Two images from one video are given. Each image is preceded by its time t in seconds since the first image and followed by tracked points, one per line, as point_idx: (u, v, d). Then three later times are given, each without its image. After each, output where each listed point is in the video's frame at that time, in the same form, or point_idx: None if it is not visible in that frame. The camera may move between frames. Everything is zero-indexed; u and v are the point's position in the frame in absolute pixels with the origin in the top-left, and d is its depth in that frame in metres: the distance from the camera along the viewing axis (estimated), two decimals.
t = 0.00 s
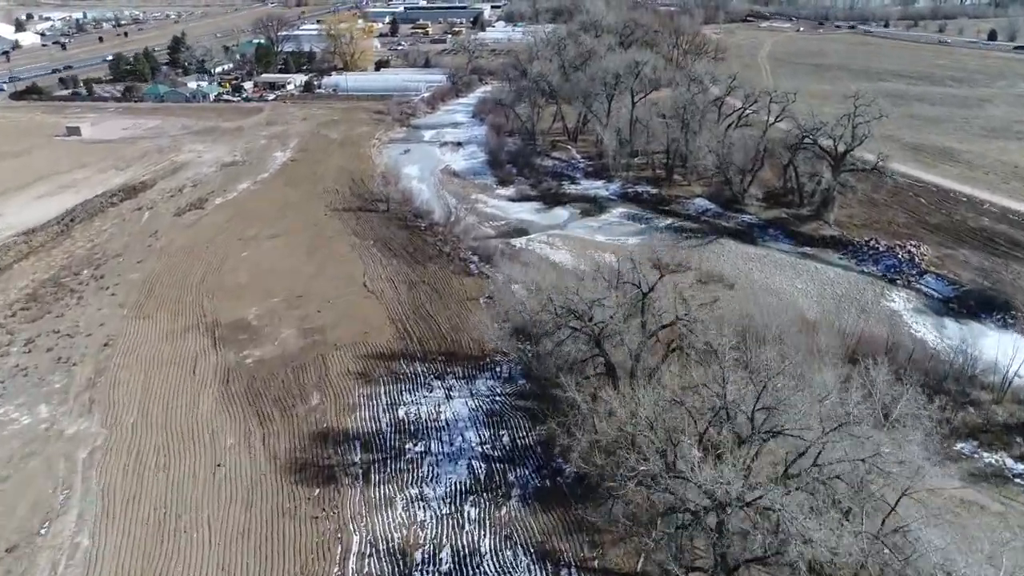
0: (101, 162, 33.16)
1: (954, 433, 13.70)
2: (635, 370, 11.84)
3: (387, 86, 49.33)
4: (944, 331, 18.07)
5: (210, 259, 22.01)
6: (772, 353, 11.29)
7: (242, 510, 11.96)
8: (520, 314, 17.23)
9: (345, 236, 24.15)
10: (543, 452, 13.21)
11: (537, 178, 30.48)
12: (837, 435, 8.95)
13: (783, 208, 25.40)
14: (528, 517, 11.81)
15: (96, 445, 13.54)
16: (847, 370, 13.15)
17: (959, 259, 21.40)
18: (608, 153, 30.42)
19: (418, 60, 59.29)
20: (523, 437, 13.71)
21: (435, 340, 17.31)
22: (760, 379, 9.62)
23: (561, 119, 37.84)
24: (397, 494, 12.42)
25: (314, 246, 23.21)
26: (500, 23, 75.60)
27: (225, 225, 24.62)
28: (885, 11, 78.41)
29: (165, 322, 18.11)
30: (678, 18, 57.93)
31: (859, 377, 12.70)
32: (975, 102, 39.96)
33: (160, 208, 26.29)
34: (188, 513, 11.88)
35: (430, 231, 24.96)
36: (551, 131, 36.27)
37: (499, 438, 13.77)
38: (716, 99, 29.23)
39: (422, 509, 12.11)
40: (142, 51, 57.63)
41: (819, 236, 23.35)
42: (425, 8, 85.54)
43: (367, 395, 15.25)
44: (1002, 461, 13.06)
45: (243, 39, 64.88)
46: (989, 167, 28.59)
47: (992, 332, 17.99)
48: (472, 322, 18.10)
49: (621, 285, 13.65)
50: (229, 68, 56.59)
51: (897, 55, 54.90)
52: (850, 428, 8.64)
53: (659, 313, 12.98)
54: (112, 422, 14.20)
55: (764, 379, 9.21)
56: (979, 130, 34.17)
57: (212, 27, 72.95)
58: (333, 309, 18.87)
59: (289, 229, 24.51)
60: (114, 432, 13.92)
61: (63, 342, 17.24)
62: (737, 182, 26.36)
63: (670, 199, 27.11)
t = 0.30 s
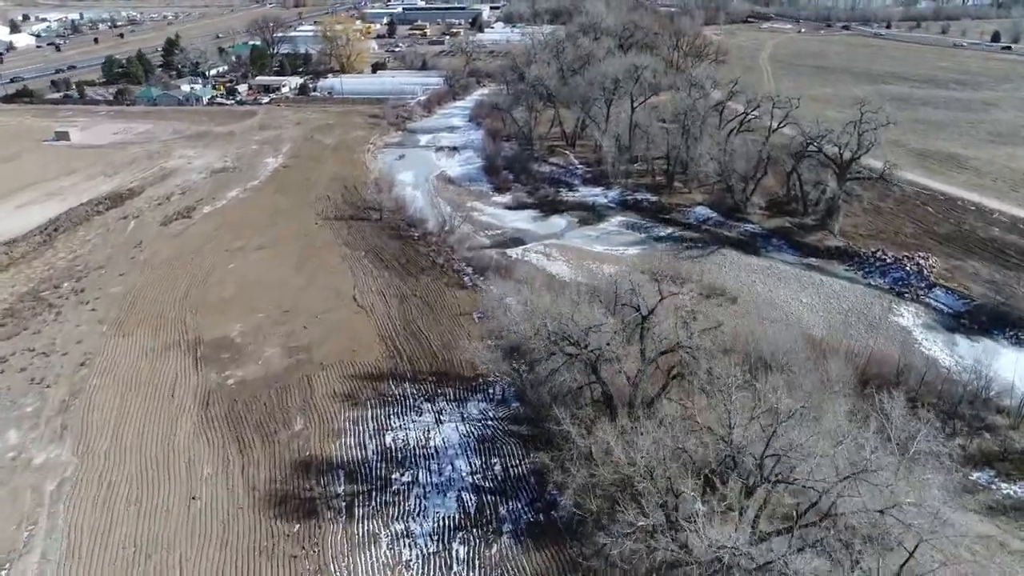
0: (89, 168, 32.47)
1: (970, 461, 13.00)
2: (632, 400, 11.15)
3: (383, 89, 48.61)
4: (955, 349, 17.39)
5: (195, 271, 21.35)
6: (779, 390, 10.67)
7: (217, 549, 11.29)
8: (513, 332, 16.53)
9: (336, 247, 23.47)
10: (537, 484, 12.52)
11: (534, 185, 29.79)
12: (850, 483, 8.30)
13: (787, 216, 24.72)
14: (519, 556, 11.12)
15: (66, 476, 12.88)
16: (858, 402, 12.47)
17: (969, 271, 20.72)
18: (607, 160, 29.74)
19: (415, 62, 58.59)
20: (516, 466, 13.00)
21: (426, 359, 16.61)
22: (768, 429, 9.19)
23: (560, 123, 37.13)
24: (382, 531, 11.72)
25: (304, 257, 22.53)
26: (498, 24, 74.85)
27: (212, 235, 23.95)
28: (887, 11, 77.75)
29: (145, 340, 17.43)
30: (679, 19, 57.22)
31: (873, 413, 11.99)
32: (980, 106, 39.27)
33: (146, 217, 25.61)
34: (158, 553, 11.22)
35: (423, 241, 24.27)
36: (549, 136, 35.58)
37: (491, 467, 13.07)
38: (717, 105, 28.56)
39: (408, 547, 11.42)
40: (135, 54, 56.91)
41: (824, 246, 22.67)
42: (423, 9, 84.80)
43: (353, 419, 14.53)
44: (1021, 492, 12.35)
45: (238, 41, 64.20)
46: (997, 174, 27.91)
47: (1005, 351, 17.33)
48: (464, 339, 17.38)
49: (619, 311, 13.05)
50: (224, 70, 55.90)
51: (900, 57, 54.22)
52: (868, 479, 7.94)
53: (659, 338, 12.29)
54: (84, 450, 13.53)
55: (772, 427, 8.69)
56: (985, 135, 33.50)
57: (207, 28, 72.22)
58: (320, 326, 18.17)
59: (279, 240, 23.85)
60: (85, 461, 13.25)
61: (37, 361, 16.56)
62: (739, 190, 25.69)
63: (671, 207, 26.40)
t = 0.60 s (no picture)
0: (77, 174, 31.77)
1: (988, 493, 12.30)
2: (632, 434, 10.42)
3: (379, 91, 47.87)
4: (968, 369, 16.70)
5: (180, 283, 20.65)
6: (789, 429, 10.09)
7: None
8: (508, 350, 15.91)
9: (327, 257, 22.78)
10: (530, 518, 11.82)
11: (532, 192, 29.09)
12: (869, 541, 7.81)
13: (791, 226, 24.04)
14: None
15: (34, 510, 12.25)
16: (870, 440, 11.81)
17: (980, 284, 20.04)
18: (606, 166, 29.04)
19: (412, 64, 57.88)
20: (508, 498, 12.31)
21: (416, 378, 15.91)
22: (780, 481, 8.72)
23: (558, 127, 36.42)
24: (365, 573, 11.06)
25: (292, 268, 21.83)
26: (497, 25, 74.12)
27: (199, 245, 23.26)
28: (888, 12, 77.14)
29: (124, 359, 16.75)
30: (679, 21, 56.53)
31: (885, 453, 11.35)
32: (986, 110, 38.59)
33: (132, 226, 24.92)
34: None
35: (417, 251, 23.55)
36: (547, 141, 34.87)
37: (482, 499, 12.37)
38: (718, 110, 27.87)
39: None
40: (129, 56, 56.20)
41: (830, 257, 21.96)
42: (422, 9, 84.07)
43: (339, 445, 13.84)
44: None
45: (234, 43, 63.50)
46: (1006, 181, 27.21)
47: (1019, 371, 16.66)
48: (457, 357, 16.65)
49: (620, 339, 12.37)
50: (219, 72, 55.19)
51: (903, 59, 53.54)
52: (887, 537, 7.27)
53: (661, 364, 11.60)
54: (54, 481, 12.89)
55: (786, 481, 8.19)
56: (992, 140, 32.83)
57: (203, 30, 71.54)
58: (307, 343, 17.48)
59: (267, 250, 23.15)
60: (55, 493, 12.62)
61: (11, 381, 15.89)
62: (742, 198, 25.02)
63: (671, 216, 25.70)
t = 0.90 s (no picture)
0: (63, 181, 31.07)
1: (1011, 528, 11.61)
2: (632, 477, 9.73)
3: (375, 95, 47.13)
4: (981, 389, 16.01)
5: (163, 297, 19.95)
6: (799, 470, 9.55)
7: None
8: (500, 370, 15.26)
9: (317, 269, 22.10)
10: (523, 558, 11.14)
11: (529, 199, 28.42)
12: None
13: (795, 236, 23.38)
14: None
15: None
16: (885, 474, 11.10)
17: (992, 299, 19.38)
18: (605, 173, 28.37)
19: (409, 65, 57.22)
20: (501, 535, 11.62)
21: (406, 402, 15.22)
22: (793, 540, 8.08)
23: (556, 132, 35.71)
24: None
25: (281, 281, 21.14)
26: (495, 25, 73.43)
27: (186, 256, 22.59)
28: (889, 13, 76.52)
29: (101, 380, 16.06)
30: (679, 22, 55.85)
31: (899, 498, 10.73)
32: (991, 113, 37.93)
33: (117, 236, 24.23)
34: None
35: (409, 262, 22.83)
36: (545, 145, 34.18)
37: (473, 536, 11.68)
38: (720, 115, 27.20)
39: None
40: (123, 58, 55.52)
41: (836, 269, 21.28)
42: (419, 10, 83.36)
43: (324, 475, 13.15)
44: None
45: (229, 44, 62.81)
46: (1014, 188, 26.51)
47: None
48: (449, 377, 15.95)
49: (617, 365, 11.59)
50: (213, 74, 54.51)
51: (905, 61, 52.88)
52: None
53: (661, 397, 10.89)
54: (20, 516, 12.22)
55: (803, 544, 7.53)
56: (998, 145, 32.16)
57: (199, 31, 70.86)
58: (294, 363, 16.79)
59: (256, 261, 22.46)
60: (20, 530, 11.93)
61: None
62: (744, 208, 24.36)
63: (671, 225, 25.01)
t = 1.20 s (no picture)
0: (49, 188, 30.37)
1: None
2: (632, 525, 9.02)
3: (371, 97, 46.42)
4: (996, 413, 15.31)
5: (146, 312, 19.24)
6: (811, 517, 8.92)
7: None
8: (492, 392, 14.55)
9: (306, 281, 21.39)
10: None
11: (525, 207, 27.72)
12: None
13: (799, 246, 22.67)
14: None
15: None
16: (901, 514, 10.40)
17: (1005, 314, 18.68)
18: (603, 181, 27.67)
19: (406, 67, 56.38)
20: None
21: (394, 427, 14.50)
22: None
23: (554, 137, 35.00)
24: None
25: (268, 294, 20.42)
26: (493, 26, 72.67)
27: (171, 268, 21.88)
28: (891, 14, 75.86)
29: (76, 403, 15.33)
30: (680, 23, 55.12)
31: (915, 544, 10.05)
32: (997, 118, 37.24)
33: (101, 247, 23.52)
34: None
35: (402, 274, 22.12)
36: (543, 150, 33.47)
37: None
38: (722, 121, 26.49)
39: None
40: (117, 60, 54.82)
41: (842, 282, 20.57)
42: (418, 11, 82.61)
43: (305, 508, 12.44)
44: None
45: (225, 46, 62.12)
46: None
47: None
48: (439, 400, 15.23)
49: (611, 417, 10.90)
50: (208, 77, 53.82)
51: (909, 64, 52.17)
52: None
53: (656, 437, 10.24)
54: None
55: None
56: (1006, 151, 31.46)
57: (195, 32, 70.13)
58: (279, 383, 16.07)
59: (243, 273, 21.74)
60: None
61: None
62: (747, 217, 23.65)
63: (672, 234, 24.31)
